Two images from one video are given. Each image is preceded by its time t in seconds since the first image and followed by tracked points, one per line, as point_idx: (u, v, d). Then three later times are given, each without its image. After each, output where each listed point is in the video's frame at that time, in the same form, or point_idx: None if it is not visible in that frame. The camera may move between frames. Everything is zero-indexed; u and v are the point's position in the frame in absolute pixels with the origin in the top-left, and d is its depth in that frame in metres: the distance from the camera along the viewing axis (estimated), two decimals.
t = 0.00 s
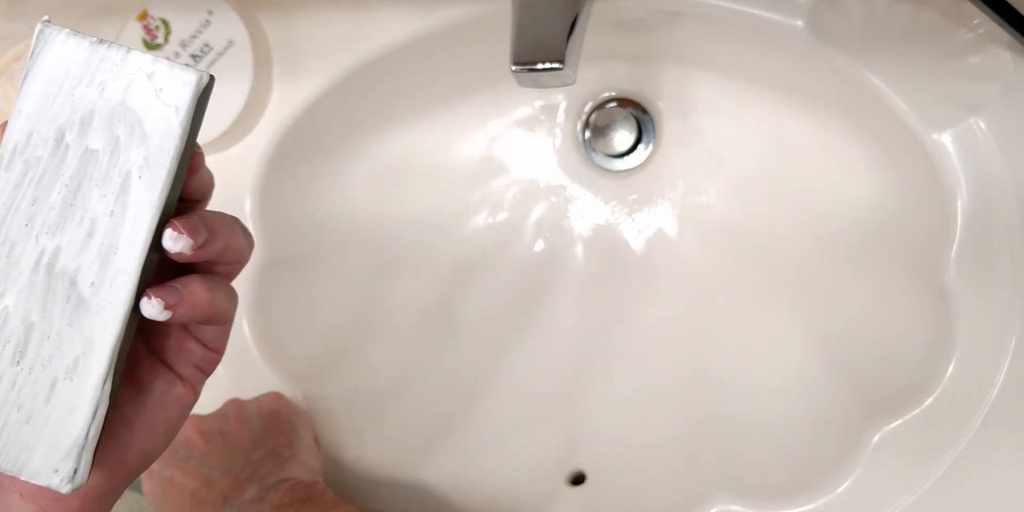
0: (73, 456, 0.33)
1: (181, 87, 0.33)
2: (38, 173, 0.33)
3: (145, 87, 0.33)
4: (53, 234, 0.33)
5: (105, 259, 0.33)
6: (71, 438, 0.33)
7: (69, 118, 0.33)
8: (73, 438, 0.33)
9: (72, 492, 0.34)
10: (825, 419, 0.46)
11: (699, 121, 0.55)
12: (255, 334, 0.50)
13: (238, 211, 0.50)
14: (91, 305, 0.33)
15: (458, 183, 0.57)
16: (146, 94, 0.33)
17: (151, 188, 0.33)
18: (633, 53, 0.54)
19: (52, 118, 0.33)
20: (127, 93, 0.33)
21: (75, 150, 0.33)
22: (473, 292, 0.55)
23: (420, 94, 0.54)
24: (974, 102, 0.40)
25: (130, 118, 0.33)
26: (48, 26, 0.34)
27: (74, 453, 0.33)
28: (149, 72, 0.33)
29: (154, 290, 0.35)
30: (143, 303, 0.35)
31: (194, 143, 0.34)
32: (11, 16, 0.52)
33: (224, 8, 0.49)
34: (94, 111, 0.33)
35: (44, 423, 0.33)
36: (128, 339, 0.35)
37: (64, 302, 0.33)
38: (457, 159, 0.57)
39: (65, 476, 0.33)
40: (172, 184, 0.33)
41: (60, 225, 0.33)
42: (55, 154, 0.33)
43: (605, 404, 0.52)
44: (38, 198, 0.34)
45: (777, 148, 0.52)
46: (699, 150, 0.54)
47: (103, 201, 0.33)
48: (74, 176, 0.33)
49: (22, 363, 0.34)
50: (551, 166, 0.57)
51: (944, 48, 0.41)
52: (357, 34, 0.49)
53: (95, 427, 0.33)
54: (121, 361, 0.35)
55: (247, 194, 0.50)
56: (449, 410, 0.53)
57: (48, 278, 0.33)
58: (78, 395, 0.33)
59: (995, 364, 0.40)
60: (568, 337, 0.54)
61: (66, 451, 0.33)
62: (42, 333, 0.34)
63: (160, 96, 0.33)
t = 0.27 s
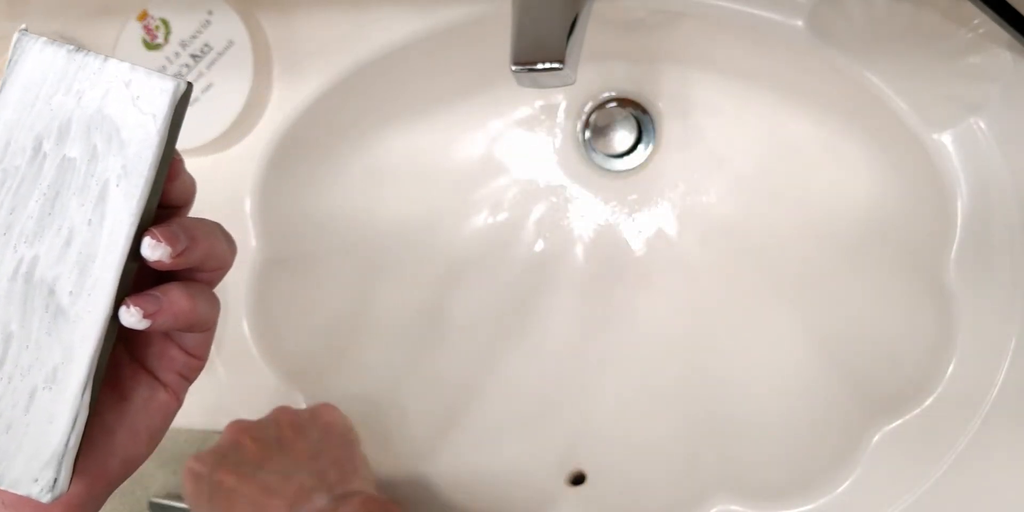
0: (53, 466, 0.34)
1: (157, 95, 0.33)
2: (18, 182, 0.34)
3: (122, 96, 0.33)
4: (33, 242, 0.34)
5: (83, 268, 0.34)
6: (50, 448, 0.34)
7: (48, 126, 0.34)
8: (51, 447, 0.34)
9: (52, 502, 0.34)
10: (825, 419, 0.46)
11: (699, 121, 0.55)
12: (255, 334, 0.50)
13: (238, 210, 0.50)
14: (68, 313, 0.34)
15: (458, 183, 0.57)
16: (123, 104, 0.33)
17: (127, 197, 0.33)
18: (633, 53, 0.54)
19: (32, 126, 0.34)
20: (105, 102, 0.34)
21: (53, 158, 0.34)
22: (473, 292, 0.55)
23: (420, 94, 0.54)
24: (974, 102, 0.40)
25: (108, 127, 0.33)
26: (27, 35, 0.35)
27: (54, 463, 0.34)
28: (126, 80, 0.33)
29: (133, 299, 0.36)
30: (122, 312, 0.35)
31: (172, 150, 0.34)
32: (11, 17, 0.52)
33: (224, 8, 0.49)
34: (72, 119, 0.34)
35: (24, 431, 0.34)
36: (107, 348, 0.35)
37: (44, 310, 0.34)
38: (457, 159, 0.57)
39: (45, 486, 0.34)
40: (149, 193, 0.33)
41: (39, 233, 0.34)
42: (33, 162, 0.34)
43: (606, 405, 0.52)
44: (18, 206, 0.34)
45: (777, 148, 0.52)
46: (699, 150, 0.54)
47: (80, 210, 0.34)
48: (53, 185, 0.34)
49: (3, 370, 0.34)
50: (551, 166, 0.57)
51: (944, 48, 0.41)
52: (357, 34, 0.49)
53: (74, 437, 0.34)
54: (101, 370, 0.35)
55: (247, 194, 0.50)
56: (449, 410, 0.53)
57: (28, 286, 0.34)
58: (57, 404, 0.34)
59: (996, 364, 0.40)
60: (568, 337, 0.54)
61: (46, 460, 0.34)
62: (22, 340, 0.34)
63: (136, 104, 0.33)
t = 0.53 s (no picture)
0: (86, 470, 0.33)
1: (190, 82, 0.32)
2: (48, 173, 0.34)
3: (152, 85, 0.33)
4: (63, 236, 0.34)
5: (115, 264, 0.33)
6: (82, 452, 0.33)
7: (76, 116, 0.33)
8: (84, 450, 0.33)
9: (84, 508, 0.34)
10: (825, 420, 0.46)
11: (699, 121, 0.55)
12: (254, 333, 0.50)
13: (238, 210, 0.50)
14: (101, 312, 0.33)
15: (458, 183, 0.57)
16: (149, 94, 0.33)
17: (159, 191, 0.33)
18: (633, 53, 0.54)
19: (58, 114, 0.34)
20: (135, 91, 0.33)
21: (84, 150, 0.34)
22: (474, 292, 0.56)
23: (420, 94, 0.54)
24: (974, 102, 0.41)
25: (138, 116, 0.33)
26: (53, 17, 0.34)
27: (87, 468, 0.33)
28: (159, 67, 0.33)
29: (167, 300, 0.35)
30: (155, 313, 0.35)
31: (206, 141, 0.34)
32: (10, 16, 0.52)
33: (224, 8, 0.49)
34: (101, 109, 0.33)
35: (57, 433, 0.34)
36: (141, 349, 0.35)
37: (74, 307, 0.34)
38: (457, 159, 0.57)
39: (76, 491, 0.33)
40: (182, 187, 0.33)
41: (71, 227, 0.34)
42: (62, 154, 0.34)
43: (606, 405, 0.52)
44: (49, 199, 0.34)
45: (778, 148, 0.52)
46: (699, 150, 0.54)
47: (110, 203, 0.33)
48: (82, 177, 0.34)
49: (35, 369, 0.34)
50: (551, 166, 0.57)
51: (943, 48, 0.41)
52: (357, 34, 0.49)
53: (107, 440, 0.33)
54: (136, 370, 0.35)
55: (244, 195, 0.50)
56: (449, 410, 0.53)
57: (58, 283, 0.34)
58: (90, 405, 0.33)
59: (995, 365, 0.40)
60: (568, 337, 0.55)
61: (78, 464, 0.33)
62: (53, 338, 0.34)
63: (169, 94, 0.33)
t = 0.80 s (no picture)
0: (282, 474, 0.32)
1: (426, 102, 0.31)
2: (272, 176, 0.32)
3: (389, 100, 0.31)
4: (284, 241, 0.32)
5: (334, 272, 0.32)
6: (283, 455, 0.32)
7: (308, 122, 0.32)
8: (283, 455, 0.32)
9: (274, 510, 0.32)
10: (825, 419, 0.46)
11: (699, 120, 0.55)
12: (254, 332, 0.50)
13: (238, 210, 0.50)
14: (316, 319, 0.32)
15: (457, 182, 0.57)
16: (396, 106, 0.31)
17: (388, 204, 0.31)
18: (633, 53, 0.54)
19: (291, 120, 0.32)
20: (374, 104, 0.31)
21: (311, 157, 0.32)
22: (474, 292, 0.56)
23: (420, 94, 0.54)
24: (974, 102, 0.40)
25: (372, 130, 0.31)
26: (293, 25, 0.32)
27: (283, 471, 0.32)
28: (397, 83, 0.31)
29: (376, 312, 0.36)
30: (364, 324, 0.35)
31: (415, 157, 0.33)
32: (11, 17, 0.52)
33: (224, 8, 0.49)
34: (335, 118, 0.31)
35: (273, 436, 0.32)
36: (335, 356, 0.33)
37: (290, 314, 0.32)
38: (457, 158, 0.57)
39: (269, 494, 0.32)
40: (409, 201, 0.32)
41: (292, 233, 0.32)
42: (291, 158, 0.32)
43: (606, 405, 0.52)
44: (270, 202, 0.32)
45: (778, 148, 0.52)
46: (699, 150, 0.54)
47: (335, 211, 0.32)
48: (309, 184, 0.32)
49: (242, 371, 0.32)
50: (551, 166, 0.57)
51: (944, 48, 0.40)
52: (356, 33, 0.48)
53: (305, 447, 0.32)
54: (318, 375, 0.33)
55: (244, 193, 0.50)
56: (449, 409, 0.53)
57: (274, 286, 0.32)
58: (298, 412, 0.32)
59: (996, 365, 0.39)
60: (568, 336, 0.55)
61: (274, 469, 0.32)
62: (264, 342, 0.32)
63: (404, 112, 0.31)
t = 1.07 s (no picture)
0: (438, 418, 0.31)
1: (629, 72, 0.30)
2: (470, 126, 0.31)
3: (594, 61, 0.30)
4: (471, 187, 0.31)
5: (515, 225, 0.30)
6: (441, 400, 0.31)
7: (512, 75, 0.31)
8: (440, 398, 0.31)
9: (423, 455, 0.32)
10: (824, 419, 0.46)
11: (699, 120, 0.55)
12: (255, 332, 0.50)
13: (239, 210, 0.50)
14: (492, 269, 0.31)
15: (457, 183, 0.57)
16: (592, 69, 0.30)
17: (575, 164, 0.30)
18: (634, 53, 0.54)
19: (494, 73, 0.31)
20: (574, 65, 0.30)
21: (510, 110, 0.31)
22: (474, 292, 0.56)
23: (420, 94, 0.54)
24: (973, 102, 0.40)
25: (573, 90, 0.30)
26: None
27: (440, 415, 0.31)
28: (600, 47, 0.30)
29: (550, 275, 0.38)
30: (539, 286, 0.37)
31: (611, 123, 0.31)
32: (11, 17, 0.52)
33: (224, 8, 0.49)
34: (536, 74, 0.30)
35: (417, 377, 0.31)
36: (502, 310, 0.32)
37: (466, 259, 0.31)
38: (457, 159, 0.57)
39: (423, 437, 0.31)
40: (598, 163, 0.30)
41: (479, 180, 0.31)
42: (490, 108, 0.31)
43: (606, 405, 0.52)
44: (463, 148, 0.31)
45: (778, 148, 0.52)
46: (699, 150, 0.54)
47: (527, 165, 0.30)
48: (502, 137, 0.31)
49: (409, 312, 0.31)
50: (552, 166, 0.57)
51: (943, 48, 0.40)
52: (357, 34, 0.49)
53: (464, 394, 0.31)
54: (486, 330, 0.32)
55: (247, 193, 0.50)
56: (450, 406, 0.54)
57: (456, 232, 0.31)
58: (454, 356, 0.31)
59: (996, 365, 0.39)
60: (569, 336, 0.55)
61: (432, 411, 0.31)
62: (436, 285, 0.31)
63: (609, 75, 0.30)
